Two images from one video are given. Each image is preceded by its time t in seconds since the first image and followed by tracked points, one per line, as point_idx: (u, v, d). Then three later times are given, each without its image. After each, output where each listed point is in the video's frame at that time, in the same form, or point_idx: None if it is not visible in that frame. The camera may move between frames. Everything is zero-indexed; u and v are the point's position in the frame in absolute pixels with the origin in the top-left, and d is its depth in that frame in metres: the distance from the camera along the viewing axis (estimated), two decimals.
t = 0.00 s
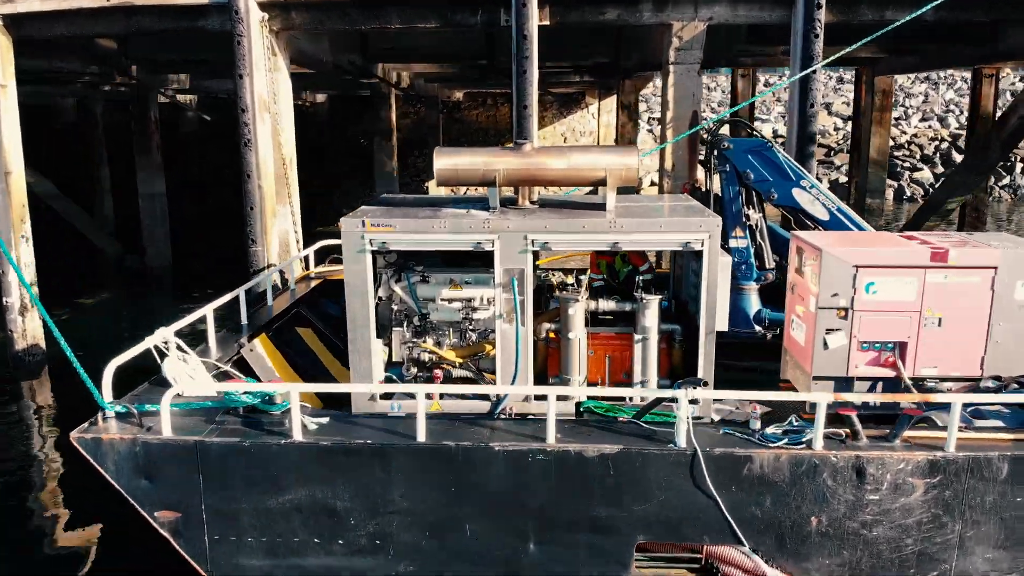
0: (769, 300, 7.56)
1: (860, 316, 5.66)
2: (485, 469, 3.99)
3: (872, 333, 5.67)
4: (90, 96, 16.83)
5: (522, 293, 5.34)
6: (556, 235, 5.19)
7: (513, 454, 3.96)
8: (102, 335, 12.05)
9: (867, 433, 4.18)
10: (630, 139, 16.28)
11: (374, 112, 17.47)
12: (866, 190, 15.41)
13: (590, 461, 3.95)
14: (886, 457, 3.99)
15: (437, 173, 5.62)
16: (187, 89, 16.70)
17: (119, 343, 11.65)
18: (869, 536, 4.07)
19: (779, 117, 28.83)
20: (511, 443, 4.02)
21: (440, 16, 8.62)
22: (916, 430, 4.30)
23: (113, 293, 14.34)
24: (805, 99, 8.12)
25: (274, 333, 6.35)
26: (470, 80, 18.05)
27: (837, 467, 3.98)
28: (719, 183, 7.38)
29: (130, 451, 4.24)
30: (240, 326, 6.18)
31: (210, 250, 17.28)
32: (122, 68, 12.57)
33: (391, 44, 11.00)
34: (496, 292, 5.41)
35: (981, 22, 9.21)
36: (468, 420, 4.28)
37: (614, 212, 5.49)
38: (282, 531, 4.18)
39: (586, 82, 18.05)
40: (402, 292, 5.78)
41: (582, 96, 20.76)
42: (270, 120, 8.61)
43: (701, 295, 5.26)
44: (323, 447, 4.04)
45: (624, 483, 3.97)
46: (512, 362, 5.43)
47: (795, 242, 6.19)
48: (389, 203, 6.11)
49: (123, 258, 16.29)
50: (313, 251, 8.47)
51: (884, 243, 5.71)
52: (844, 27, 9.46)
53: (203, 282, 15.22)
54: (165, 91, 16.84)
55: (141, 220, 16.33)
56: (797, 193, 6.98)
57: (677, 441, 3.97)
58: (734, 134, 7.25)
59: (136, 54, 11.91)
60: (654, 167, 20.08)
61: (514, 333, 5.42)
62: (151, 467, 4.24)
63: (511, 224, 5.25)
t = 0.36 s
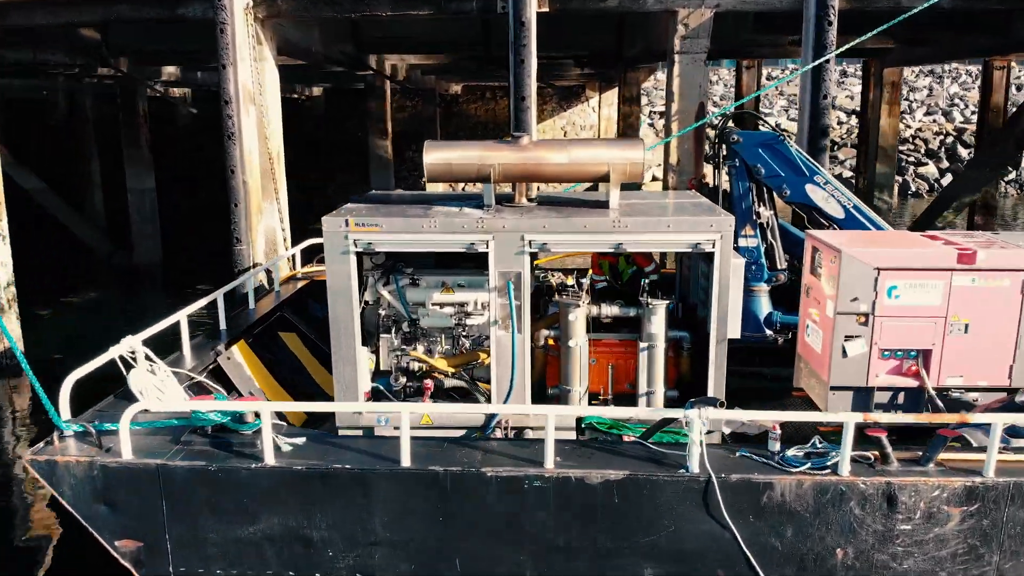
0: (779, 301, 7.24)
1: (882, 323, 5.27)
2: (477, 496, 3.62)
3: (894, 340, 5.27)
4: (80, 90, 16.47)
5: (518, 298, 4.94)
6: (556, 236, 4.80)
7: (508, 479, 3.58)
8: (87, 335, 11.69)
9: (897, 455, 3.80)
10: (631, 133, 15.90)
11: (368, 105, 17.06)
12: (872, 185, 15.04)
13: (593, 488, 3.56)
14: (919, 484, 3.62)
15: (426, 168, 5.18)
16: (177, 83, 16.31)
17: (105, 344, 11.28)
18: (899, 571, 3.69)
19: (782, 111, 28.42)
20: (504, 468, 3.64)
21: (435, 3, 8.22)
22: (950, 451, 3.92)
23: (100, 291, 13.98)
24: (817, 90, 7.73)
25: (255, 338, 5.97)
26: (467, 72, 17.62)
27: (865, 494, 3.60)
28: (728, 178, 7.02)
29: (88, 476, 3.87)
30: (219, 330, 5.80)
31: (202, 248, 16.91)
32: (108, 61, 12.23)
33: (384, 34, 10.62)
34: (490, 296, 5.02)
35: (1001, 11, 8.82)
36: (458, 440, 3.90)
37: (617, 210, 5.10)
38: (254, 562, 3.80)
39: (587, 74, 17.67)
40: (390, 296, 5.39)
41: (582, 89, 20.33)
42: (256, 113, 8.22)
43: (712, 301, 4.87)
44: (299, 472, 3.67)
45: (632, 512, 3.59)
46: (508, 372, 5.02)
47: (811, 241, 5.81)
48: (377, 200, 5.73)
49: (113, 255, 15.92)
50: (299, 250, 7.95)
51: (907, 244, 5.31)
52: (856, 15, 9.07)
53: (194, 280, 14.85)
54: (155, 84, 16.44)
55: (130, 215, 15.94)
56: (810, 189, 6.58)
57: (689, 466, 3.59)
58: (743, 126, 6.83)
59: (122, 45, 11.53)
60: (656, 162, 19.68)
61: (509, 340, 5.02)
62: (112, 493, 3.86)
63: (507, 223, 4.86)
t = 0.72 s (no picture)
0: (792, 301, 6.88)
1: (909, 329, 4.85)
2: (467, 532, 3.21)
3: (922, 348, 4.86)
4: (67, 81, 16.05)
5: (514, 302, 4.51)
6: (556, 235, 4.38)
7: (501, 512, 3.17)
8: (71, 333, 11.31)
9: (937, 483, 3.39)
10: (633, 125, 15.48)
11: (362, 95, 16.60)
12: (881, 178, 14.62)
13: (597, 523, 3.16)
14: (963, 517, 3.20)
15: (415, 161, 4.75)
16: (166, 72, 15.88)
17: (89, 343, 10.88)
18: None
19: (786, 102, 27.95)
20: (497, 499, 3.23)
21: None
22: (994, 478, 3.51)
23: (86, 288, 13.58)
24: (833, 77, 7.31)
25: (233, 343, 5.55)
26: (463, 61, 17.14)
27: (904, 529, 3.19)
28: (738, 172, 6.56)
29: (33, 505, 3.45)
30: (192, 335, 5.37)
31: (193, 242, 16.50)
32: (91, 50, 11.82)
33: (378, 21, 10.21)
34: (484, 300, 4.60)
35: None
36: (446, 465, 3.50)
37: (622, 206, 4.70)
38: None
39: (588, 64, 17.23)
40: (376, 299, 4.97)
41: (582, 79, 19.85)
42: (239, 102, 7.79)
43: (726, 305, 4.46)
44: (266, 504, 3.26)
45: (642, 550, 3.18)
46: (503, 384, 4.59)
47: (829, 239, 5.39)
48: (362, 195, 5.30)
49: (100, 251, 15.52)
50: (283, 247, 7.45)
51: (936, 243, 4.89)
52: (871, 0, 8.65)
53: (183, 276, 14.42)
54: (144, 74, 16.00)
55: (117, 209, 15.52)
56: (827, 183, 6.19)
57: (705, 498, 3.19)
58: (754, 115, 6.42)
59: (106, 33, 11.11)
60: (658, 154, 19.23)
61: (504, 349, 4.59)
62: (60, 525, 3.45)
63: (501, 221, 4.43)
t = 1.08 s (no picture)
0: (803, 305, 6.57)
1: (932, 336, 4.53)
2: (456, 568, 2.90)
3: (946, 357, 4.54)
4: (58, 76, 15.69)
5: (510, 309, 4.19)
6: (555, 236, 4.07)
7: (491, 547, 2.86)
8: (58, 334, 11.00)
9: (974, 512, 3.08)
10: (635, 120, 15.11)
11: (357, 90, 16.25)
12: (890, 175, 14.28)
13: (599, 559, 2.85)
14: (1004, 551, 2.89)
15: (404, 155, 4.43)
16: (158, 67, 15.55)
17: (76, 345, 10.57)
18: None
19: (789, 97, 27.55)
20: (489, 532, 2.92)
21: None
22: None
23: (75, 288, 13.26)
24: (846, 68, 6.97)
25: (213, 350, 5.23)
26: (461, 55, 16.80)
27: (939, 565, 2.88)
28: (747, 168, 6.23)
29: None
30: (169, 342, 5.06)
31: (186, 240, 16.17)
32: (77, 43, 11.46)
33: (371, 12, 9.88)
34: (478, 306, 4.27)
35: None
36: (433, 492, 3.18)
37: (626, 205, 4.39)
38: None
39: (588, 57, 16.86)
40: (362, 305, 4.64)
41: (583, 73, 19.50)
42: (224, 95, 7.46)
43: (737, 311, 4.13)
44: (235, 536, 2.95)
45: None
46: (498, 396, 4.26)
47: (845, 239, 5.07)
48: (348, 192, 4.98)
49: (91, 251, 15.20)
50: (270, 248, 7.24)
51: (963, 243, 4.56)
52: None
53: (176, 275, 14.10)
54: (135, 68, 15.64)
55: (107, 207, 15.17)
56: (841, 179, 5.86)
57: (720, 531, 2.88)
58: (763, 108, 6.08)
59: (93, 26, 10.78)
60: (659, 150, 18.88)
61: (499, 359, 4.26)
62: (11, 556, 3.13)
63: (496, 221, 4.12)
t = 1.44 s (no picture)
0: (813, 310, 6.31)
1: (956, 346, 4.26)
2: None
3: (971, 367, 4.27)
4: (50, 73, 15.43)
5: (507, 317, 3.92)
6: (555, 240, 3.80)
7: None
8: (46, 337, 10.72)
9: (1014, 544, 2.82)
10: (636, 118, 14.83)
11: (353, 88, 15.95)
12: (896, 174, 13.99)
13: None
14: None
15: (395, 154, 4.16)
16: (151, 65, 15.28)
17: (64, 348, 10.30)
18: None
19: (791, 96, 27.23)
20: (482, 568, 2.66)
21: None
22: None
23: (64, 290, 12.98)
24: (859, 62, 6.70)
25: (194, 359, 4.95)
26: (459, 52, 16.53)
27: None
28: (756, 167, 5.96)
29: None
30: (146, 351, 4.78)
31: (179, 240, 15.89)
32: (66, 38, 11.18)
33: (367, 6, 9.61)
34: (474, 315, 4.00)
35: None
36: (423, 521, 2.92)
37: (631, 206, 4.12)
38: None
39: (588, 54, 16.57)
40: (351, 312, 4.37)
41: (583, 71, 19.22)
42: (211, 92, 7.19)
43: (750, 320, 3.87)
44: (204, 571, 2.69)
45: None
46: (495, 409, 3.98)
47: (862, 242, 4.81)
48: (337, 193, 4.71)
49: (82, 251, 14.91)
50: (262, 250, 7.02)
51: (989, 247, 4.29)
52: None
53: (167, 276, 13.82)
54: (128, 64, 15.36)
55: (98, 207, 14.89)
56: (855, 178, 5.60)
57: (737, 567, 2.62)
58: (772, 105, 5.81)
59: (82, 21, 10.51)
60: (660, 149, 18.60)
61: (496, 371, 3.99)
62: None
63: (493, 224, 3.84)
